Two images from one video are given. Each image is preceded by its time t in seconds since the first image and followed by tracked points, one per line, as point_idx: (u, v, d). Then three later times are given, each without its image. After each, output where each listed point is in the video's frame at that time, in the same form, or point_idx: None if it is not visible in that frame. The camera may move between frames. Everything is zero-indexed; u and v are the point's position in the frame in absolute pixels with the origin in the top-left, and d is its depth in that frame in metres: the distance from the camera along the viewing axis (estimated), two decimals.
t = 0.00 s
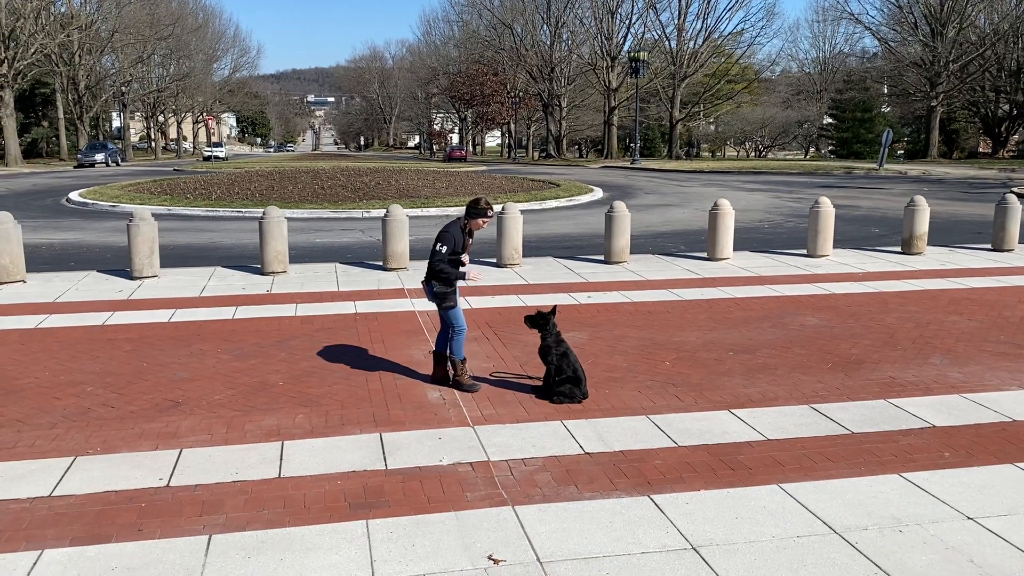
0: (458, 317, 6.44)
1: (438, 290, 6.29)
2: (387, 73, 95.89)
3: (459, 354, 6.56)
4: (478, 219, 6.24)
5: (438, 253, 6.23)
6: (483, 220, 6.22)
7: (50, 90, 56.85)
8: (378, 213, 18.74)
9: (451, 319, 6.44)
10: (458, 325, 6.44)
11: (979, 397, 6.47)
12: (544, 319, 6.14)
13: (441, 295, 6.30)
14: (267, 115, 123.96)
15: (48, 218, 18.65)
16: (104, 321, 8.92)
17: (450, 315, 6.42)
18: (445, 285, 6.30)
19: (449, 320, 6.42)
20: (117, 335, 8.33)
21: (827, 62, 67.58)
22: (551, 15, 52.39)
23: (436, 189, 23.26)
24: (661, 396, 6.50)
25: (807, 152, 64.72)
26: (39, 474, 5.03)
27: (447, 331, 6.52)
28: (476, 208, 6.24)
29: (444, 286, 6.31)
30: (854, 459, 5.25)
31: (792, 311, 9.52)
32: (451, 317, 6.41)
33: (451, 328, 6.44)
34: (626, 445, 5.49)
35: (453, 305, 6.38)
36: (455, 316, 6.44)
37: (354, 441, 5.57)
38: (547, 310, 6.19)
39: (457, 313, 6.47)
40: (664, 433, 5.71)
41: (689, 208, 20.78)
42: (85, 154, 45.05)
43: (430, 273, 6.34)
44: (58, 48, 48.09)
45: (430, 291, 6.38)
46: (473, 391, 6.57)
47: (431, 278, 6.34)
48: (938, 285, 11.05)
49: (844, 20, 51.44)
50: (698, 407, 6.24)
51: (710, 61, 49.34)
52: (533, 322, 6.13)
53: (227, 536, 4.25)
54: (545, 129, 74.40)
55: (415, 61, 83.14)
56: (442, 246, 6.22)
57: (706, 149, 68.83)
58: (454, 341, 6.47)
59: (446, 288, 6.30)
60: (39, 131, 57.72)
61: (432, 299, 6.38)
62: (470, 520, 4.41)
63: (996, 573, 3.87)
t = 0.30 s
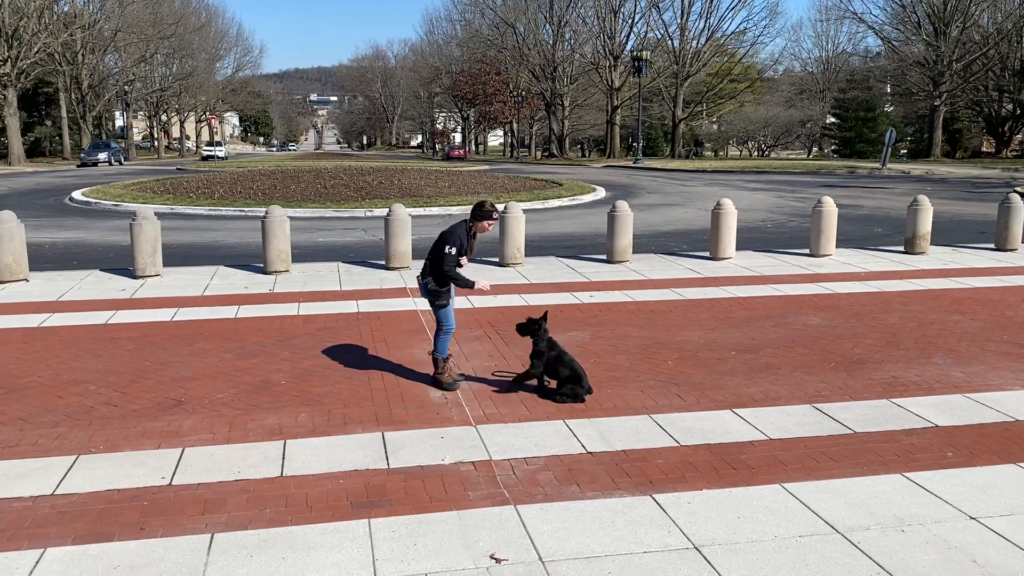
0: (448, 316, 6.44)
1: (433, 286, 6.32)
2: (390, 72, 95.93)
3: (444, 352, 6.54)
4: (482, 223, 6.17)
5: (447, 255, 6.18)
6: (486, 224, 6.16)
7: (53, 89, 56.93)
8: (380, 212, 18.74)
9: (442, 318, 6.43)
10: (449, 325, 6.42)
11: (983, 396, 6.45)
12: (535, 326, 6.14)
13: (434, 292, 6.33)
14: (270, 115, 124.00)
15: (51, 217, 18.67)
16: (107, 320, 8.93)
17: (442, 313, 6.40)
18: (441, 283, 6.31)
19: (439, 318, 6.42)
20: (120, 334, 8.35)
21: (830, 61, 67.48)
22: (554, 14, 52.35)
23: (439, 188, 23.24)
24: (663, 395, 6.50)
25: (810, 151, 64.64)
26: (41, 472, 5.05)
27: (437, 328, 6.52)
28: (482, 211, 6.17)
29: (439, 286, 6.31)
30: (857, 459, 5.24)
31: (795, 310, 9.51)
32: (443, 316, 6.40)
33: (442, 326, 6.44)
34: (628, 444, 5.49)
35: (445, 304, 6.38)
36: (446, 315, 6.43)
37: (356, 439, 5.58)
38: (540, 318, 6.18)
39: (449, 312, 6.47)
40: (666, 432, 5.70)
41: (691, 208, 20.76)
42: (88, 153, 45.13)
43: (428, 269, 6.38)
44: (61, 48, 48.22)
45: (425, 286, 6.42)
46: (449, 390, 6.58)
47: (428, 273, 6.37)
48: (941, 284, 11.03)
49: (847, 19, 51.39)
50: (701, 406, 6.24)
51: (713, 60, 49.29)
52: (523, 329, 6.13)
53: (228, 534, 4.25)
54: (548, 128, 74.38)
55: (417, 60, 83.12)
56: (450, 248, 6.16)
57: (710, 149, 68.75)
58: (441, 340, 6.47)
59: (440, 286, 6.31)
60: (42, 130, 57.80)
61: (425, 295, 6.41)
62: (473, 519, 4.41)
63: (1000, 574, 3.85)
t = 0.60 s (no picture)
0: (442, 316, 6.42)
1: (430, 286, 6.25)
2: (393, 71, 95.95)
3: (442, 352, 6.53)
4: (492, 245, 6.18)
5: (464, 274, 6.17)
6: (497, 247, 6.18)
7: (57, 88, 57.06)
8: (383, 210, 18.75)
9: (434, 317, 6.40)
10: (441, 325, 6.41)
11: (987, 396, 6.44)
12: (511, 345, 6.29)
13: (429, 293, 6.27)
14: (273, 113, 124.14)
15: (55, 215, 18.71)
16: (110, 318, 8.94)
17: (434, 314, 6.38)
18: (441, 286, 6.30)
19: (432, 318, 6.38)
20: (124, 332, 8.38)
21: (834, 60, 67.36)
22: (557, 13, 52.30)
23: (442, 187, 23.24)
24: (666, 394, 6.48)
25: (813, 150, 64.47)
26: (44, 470, 5.05)
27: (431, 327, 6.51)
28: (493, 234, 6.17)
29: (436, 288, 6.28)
30: (860, 458, 5.23)
31: (799, 310, 9.49)
32: (434, 316, 6.38)
33: (435, 325, 6.42)
34: (630, 443, 5.49)
35: (439, 306, 6.36)
36: (438, 315, 6.42)
37: (359, 438, 5.57)
38: (517, 337, 6.38)
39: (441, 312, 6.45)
40: (669, 431, 5.70)
41: (695, 207, 20.75)
42: (92, 152, 45.24)
43: (428, 268, 6.30)
44: (65, 47, 48.38)
45: (419, 285, 6.31)
46: (452, 389, 6.59)
47: (427, 271, 6.29)
48: (945, 283, 11.01)
49: (851, 18, 51.28)
50: (704, 405, 6.23)
51: (716, 59, 49.22)
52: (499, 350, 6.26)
53: (232, 532, 4.26)
54: (551, 127, 74.35)
55: (421, 59, 83.10)
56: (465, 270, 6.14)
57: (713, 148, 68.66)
58: (435, 339, 6.46)
59: (439, 289, 6.28)
60: (46, 129, 57.88)
61: (418, 293, 6.35)
62: (476, 518, 4.41)
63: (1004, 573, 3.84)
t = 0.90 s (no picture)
0: (441, 316, 6.43)
1: (430, 287, 6.26)
2: (396, 70, 96.02)
3: (443, 352, 6.54)
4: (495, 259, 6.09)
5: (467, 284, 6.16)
6: (501, 262, 6.10)
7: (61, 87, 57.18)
8: (386, 210, 18.75)
9: (433, 318, 6.42)
10: (440, 326, 6.42)
11: (991, 396, 6.43)
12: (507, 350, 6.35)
13: (427, 294, 6.27)
14: (276, 112, 124.16)
15: (58, 214, 18.74)
16: (114, 316, 8.97)
17: (433, 314, 6.40)
18: (440, 288, 6.30)
19: (431, 318, 6.40)
20: (127, 331, 8.38)
21: (837, 59, 67.36)
22: (560, 12, 52.26)
23: (445, 186, 23.24)
24: (670, 393, 6.48)
25: (817, 150, 64.37)
26: (49, 468, 5.06)
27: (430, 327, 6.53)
28: (498, 248, 6.06)
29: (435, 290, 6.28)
30: (864, 458, 5.22)
31: (802, 309, 9.48)
32: (433, 317, 6.39)
33: (433, 325, 6.42)
34: (633, 442, 5.48)
35: (438, 306, 6.37)
36: (438, 316, 6.43)
37: (362, 436, 5.58)
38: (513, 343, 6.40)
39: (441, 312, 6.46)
40: (672, 430, 5.69)
41: (698, 206, 20.74)
42: (96, 151, 45.29)
43: (430, 269, 6.29)
44: (69, 46, 48.46)
45: (418, 285, 6.32)
46: (455, 389, 6.59)
47: (428, 272, 6.29)
48: (949, 283, 10.98)
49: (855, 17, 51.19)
50: (707, 405, 6.22)
51: (719, 58, 49.15)
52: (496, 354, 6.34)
53: (236, 531, 4.26)
54: (554, 126, 74.32)
55: (424, 58, 83.12)
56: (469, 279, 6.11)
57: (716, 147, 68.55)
58: (436, 340, 6.47)
59: (438, 292, 6.29)
60: (50, 128, 58.01)
61: (417, 293, 6.34)
62: (480, 517, 4.41)
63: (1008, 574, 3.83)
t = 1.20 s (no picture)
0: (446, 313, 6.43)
1: (433, 286, 6.25)
2: (399, 69, 96.08)
3: (447, 350, 6.54)
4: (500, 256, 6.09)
5: (462, 273, 6.05)
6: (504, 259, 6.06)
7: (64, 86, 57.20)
8: (390, 209, 18.77)
9: (437, 316, 6.43)
10: (445, 324, 6.43)
11: (995, 395, 6.42)
12: (511, 348, 6.34)
13: (432, 292, 6.28)
14: (280, 111, 124.19)
15: (62, 213, 18.76)
16: (118, 315, 8.98)
17: (436, 313, 6.40)
18: (443, 285, 6.27)
19: (435, 317, 6.41)
20: (131, 329, 8.39)
21: (841, 58, 67.34)
22: (564, 10, 52.17)
23: (448, 185, 23.25)
24: (674, 393, 6.47)
25: (821, 149, 64.26)
26: (54, 466, 5.07)
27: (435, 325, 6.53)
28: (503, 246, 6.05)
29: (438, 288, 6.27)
30: (868, 457, 5.21)
31: (806, 308, 9.46)
32: (438, 315, 6.40)
33: (438, 324, 6.43)
34: (637, 442, 5.47)
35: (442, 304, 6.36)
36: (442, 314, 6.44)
37: (366, 435, 5.58)
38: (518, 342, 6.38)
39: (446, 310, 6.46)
40: (676, 429, 5.69)
41: (702, 204, 20.72)
42: (100, 150, 45.32)
43: (435, 267, 6.30)
44: (73, 45, 48.45)
45: (423, 283, 6.33)
46: (458, 387, 6.58)
47: (433, 269, 6.29)
48: (953, 282, 10.95)
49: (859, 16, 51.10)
50: (711, 404, 6.21)
51: (723, 56, 49.08)
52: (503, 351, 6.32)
53: (240, 529, 4.27)
54: (557, 125, 74.32)
55: (427, 57, 83.10)
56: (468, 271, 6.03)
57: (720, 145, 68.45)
58: (440, 339, 6.48)
59: (442, 289, 6.27)
60: (54, 126, 58.04)
61: (422, 291, 6.35)
62: (482, 515, 4.42)
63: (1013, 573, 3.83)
